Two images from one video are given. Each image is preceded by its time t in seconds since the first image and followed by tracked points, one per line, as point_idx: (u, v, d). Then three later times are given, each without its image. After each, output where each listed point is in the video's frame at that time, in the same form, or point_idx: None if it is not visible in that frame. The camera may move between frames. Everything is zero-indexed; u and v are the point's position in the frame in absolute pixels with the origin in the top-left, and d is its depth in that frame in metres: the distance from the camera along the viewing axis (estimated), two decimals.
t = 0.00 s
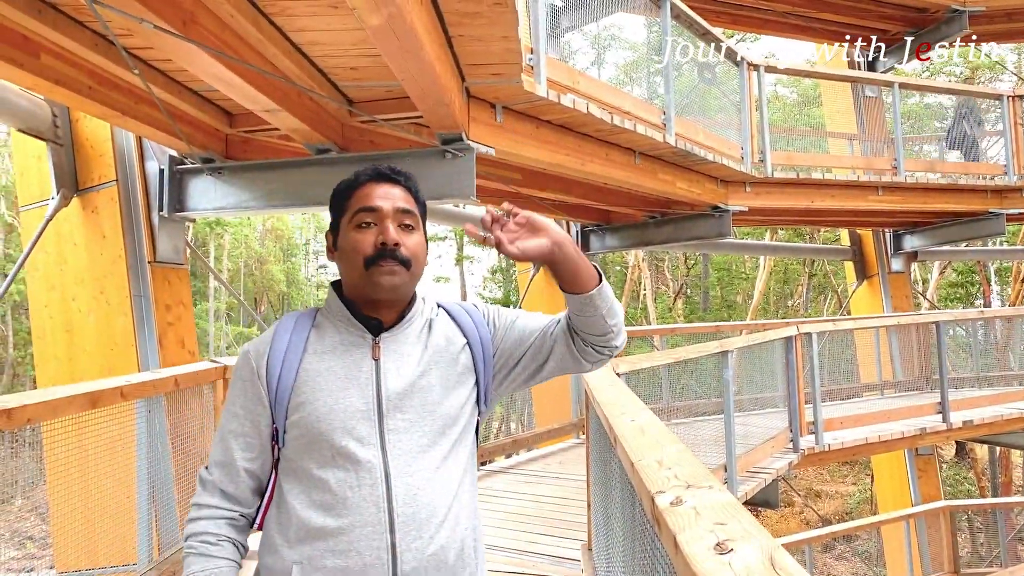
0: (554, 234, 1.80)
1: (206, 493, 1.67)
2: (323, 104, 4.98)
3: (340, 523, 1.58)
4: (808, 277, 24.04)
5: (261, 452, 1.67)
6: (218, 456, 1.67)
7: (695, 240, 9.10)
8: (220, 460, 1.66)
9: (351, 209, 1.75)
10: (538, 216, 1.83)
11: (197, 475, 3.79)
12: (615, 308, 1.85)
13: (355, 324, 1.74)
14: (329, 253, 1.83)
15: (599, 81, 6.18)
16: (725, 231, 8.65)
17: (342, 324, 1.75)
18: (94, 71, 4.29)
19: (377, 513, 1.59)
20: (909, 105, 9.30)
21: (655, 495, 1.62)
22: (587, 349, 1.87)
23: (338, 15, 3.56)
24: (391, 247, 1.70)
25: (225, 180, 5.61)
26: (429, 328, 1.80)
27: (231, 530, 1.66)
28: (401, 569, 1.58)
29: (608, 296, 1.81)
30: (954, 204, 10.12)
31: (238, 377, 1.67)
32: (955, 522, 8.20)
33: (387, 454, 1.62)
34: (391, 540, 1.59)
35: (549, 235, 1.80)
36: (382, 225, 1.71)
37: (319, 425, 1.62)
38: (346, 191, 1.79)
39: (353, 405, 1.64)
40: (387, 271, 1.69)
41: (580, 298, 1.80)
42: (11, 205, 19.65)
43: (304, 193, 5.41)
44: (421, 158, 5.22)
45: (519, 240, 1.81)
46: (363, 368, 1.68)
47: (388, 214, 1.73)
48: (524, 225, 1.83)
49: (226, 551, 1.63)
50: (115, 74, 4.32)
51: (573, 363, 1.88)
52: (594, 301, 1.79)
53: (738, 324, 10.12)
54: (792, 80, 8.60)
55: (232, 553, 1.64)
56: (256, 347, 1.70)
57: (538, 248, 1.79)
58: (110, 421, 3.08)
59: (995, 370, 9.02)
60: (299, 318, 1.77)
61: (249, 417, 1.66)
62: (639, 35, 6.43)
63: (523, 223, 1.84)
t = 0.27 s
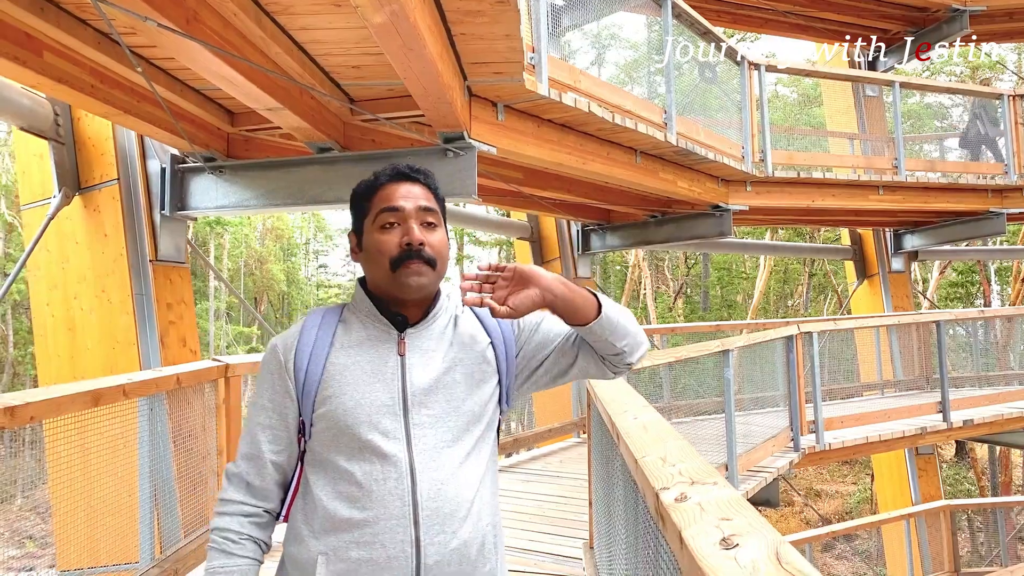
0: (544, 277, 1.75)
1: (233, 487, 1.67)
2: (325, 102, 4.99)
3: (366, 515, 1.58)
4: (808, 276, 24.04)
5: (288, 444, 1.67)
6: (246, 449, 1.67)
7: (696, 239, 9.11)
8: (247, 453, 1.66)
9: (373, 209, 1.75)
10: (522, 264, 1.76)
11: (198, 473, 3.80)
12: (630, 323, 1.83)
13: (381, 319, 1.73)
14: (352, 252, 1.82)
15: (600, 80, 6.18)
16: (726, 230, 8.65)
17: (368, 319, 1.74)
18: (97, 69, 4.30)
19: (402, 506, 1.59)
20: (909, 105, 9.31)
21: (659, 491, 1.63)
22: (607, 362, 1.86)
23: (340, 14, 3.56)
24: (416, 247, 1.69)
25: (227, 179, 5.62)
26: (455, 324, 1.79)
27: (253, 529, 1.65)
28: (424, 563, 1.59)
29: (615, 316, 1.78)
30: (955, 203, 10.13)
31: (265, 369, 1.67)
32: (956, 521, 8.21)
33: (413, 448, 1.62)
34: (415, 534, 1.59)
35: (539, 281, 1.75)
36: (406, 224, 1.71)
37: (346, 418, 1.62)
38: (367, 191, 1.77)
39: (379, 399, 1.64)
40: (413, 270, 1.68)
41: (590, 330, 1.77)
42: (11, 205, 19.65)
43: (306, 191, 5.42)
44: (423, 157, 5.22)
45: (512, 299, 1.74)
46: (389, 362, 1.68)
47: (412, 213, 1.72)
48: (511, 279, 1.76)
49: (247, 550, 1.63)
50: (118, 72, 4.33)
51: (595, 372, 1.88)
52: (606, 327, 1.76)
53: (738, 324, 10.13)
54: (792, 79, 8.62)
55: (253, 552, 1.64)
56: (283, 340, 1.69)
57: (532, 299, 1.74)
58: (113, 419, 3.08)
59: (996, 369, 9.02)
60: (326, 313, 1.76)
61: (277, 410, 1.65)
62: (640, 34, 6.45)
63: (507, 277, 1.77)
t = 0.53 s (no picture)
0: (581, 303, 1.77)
1: (254, 483, 1.66)
2: (326, 102, 4.99)
3: (384, 513, 1.58)
4: (808, 276, 24.04)
5: (308, 441, 1.66)
6: (266, 446, 1.65)
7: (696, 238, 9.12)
8: (269, 450, 1.65)
9: (392, 209, 1.77)
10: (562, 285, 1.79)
11: (200, 472, 3.80)
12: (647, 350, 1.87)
13: (400, 319, 1.73)
14: (372, 251, 1.84)
15: (601, 80, 6.18)
16: (726, 230, 8.66)
17: (387, 318, 1.73)
18: (98, 69, 4.30)
19: (420, 505, 1.59)
20: (909, 104, 9.32)
21: (662, 489, 1.63)
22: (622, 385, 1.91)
23: (342, 13, 3.57)
24: (432, 246, 1.70)
25: (228, 179, 5.63)
26: (474, 326, 1.79)
27: (275, 525, 1.65)
28: (440, 561, 1.59)
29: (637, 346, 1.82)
30: (954, 203, 10.13)
31: (286, 366, 1.66)
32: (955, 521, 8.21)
33: (430, 447, 1.62)
34: (431, 532, 1.60)
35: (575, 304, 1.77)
36: (422, 224, 1.72)
37: (364, 417, 1.62)
38: (389, 192, 1.79)
39: (398, 399, 1.63)
40: (428, 269, 1.69)
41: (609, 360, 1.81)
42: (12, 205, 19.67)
43: (307, 191, 5.42)
44: (424, 156, 5.23)
45: (545, 317, 1.77)
46: (408, 362, 1.68)
47: (429, 213, 1.74)
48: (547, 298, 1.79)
49: (267, 546, 1.62)
50: (120, 72, 4.34)
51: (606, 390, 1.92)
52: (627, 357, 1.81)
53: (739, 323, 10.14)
54: (792, 79, 8.66)
55: (274, 549, 1.63)
56: (304, 338, 1.69)
57: (564, 321, 1.76)
58: (114, 419, 3.08)
59: (996, 368, 9.03)
60: (346, 311, 1.76)
61: (297, 407, 1.64)
62: (640, 34, 6.46)
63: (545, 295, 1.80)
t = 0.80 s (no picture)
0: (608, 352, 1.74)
1: (257, 478, 1.65)
2: (326, 101, 4.99)
3: (384, 512, 1.58)
4: (807, 276, 24.04)
5: (312, 438, 1.65)
6: (271, 441, 1.65)
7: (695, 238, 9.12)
8: (273, 444, 1.65)
9: (401, 207, 1.76)
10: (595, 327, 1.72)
11: (198, 471, 3.80)
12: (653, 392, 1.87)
13: (405, 318, 1.73)
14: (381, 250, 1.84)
15: (600, 80, 6.18)
16: (725, 229, 8.66)
17: (393, 318, 1.73)
18: (97, 68, 4.30)
19: (419, 506, 1.59)
20: (909, 104, 9.32)
21: (660, 488, 1.63)
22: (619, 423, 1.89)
23: (340, 12, 3.57)
24: (437, 245, 1.70)
25: (227, 178, 5.63)
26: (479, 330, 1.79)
27: (280, 519, 1.64)
28: (437, 562, 1.58)
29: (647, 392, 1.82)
30: (954, 202, 10.13)
31: (293, 362, 1.66)
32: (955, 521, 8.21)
33: (431, 448, 1.61)
34: (430, 533, 1.59)
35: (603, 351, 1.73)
36: (429, 223, 1.72)
37: (367, 416, 1.62)
38: (399, 190, 1.80)
39: (400, 399, 1.63)
40: (432, 269, 1.69)
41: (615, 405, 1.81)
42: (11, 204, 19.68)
43: (307, 191, 5.42)
44: (423, 155, 5.23)
45: (571, 359, 1.72)
46: (412, 362, 1.68)
47: (436, 213, 1.73)
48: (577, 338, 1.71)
49: (271, 541, 1.62)
50: (118, 71, 4.33)
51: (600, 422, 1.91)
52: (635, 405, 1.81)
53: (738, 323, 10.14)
54: (792, 79, 8.66)
55: (277, 544, 1.63)
56: (311, 335, 1.69)
57: (590, 369, 1.72)
58: (113, 418, 3.08)
59: (995, 368, 9.03)
60: (353, 309, 1.76)
61: (302, 403, 1.64)
62: (639, 34, 6.46)
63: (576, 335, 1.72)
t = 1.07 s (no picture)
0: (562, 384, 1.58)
1: (245, 488, 1.57)
2: (324, 101, 4.99)
3: (373, 520, 1.51)
4: (807, 276, 24.06)
5: (299, 445, 1.58)
6: (258, 449, 1.58)
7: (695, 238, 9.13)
8: (261, 453, 1.57)
9: (389, 206, 1.68)
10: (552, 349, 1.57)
11: (197, 472, 3.80)
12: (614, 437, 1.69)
13: (393, 322, 1.65)
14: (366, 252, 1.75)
15: (599, 80, 6.18)
16: (725, 230, 8.67)
17: (380, 322, 1.65)
18: (95, 68, 4.30)
19: (408, 513, 1.52)
20: (908, 104, 9.32)
21: (655, 488, 1.64)
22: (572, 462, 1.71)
23: (339, 13, 3.57)
24: (425, 245, 1.61)
25: (226, 178, 5.63)
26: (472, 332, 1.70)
27: (269, 529, 1.56)
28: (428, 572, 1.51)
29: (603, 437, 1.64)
30: (954, 203, 10.14)
31: (278, 368, 1.59)
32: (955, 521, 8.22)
33: (420, 454, 1.54)
34: (420, 541, 1.52)
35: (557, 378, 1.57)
36: (418, 224, 1.63)
37: (353, 421, 1.54)
38: (386, 190, 1.71)
39: (388, 404, 1.55)
40: (420, 271, 1.60)
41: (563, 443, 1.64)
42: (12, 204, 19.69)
43: (306, 191, 5.42)
44: (421, 155, 5.23)
45: (518, 373, 1.56)
46: (399, 366, 1.60)
47: (426, 213, 1.65)
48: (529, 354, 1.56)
49: (261, 552, 1.53)
50: (117, 71, 4.33)
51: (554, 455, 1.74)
52: (584, 451, 1.63)
53: (737, 323, 10.14)
54: (791, 79, 8.64)
55: (268, 554, 1.54)
56: (296, 339, 1.62)
57: (535, 393, 1.55)
58: (111, 419, 3.08)
59: (994, 368, 9.04)
60: (339, 313, 1.68)
61: (287, 409, 1.57)
62: (639, 34, 6.46)
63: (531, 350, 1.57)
